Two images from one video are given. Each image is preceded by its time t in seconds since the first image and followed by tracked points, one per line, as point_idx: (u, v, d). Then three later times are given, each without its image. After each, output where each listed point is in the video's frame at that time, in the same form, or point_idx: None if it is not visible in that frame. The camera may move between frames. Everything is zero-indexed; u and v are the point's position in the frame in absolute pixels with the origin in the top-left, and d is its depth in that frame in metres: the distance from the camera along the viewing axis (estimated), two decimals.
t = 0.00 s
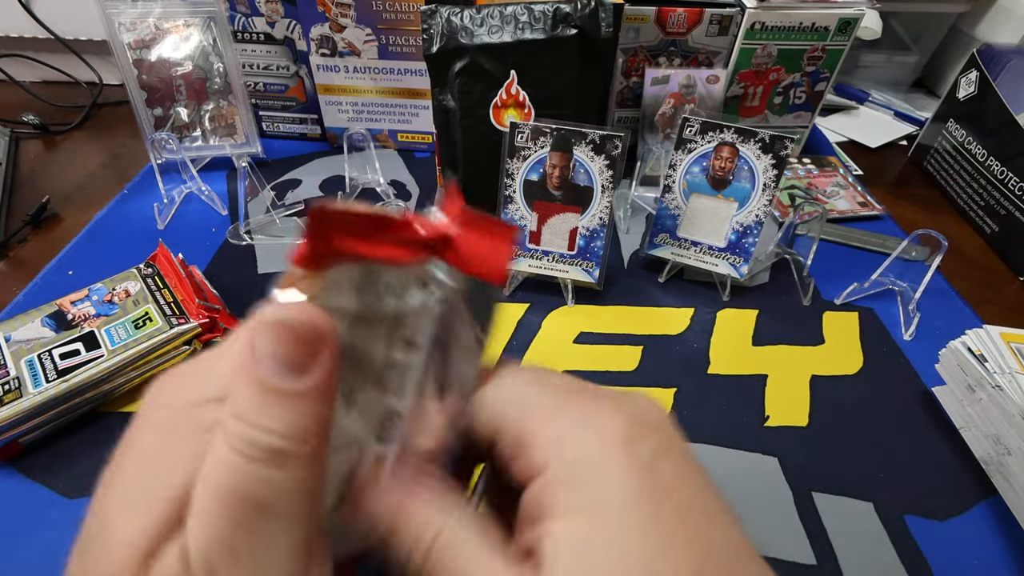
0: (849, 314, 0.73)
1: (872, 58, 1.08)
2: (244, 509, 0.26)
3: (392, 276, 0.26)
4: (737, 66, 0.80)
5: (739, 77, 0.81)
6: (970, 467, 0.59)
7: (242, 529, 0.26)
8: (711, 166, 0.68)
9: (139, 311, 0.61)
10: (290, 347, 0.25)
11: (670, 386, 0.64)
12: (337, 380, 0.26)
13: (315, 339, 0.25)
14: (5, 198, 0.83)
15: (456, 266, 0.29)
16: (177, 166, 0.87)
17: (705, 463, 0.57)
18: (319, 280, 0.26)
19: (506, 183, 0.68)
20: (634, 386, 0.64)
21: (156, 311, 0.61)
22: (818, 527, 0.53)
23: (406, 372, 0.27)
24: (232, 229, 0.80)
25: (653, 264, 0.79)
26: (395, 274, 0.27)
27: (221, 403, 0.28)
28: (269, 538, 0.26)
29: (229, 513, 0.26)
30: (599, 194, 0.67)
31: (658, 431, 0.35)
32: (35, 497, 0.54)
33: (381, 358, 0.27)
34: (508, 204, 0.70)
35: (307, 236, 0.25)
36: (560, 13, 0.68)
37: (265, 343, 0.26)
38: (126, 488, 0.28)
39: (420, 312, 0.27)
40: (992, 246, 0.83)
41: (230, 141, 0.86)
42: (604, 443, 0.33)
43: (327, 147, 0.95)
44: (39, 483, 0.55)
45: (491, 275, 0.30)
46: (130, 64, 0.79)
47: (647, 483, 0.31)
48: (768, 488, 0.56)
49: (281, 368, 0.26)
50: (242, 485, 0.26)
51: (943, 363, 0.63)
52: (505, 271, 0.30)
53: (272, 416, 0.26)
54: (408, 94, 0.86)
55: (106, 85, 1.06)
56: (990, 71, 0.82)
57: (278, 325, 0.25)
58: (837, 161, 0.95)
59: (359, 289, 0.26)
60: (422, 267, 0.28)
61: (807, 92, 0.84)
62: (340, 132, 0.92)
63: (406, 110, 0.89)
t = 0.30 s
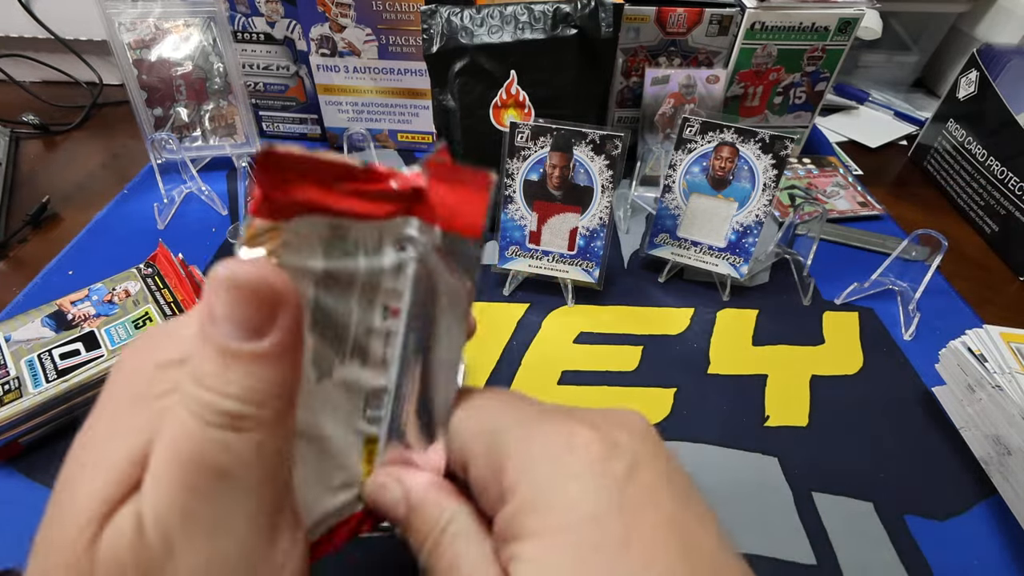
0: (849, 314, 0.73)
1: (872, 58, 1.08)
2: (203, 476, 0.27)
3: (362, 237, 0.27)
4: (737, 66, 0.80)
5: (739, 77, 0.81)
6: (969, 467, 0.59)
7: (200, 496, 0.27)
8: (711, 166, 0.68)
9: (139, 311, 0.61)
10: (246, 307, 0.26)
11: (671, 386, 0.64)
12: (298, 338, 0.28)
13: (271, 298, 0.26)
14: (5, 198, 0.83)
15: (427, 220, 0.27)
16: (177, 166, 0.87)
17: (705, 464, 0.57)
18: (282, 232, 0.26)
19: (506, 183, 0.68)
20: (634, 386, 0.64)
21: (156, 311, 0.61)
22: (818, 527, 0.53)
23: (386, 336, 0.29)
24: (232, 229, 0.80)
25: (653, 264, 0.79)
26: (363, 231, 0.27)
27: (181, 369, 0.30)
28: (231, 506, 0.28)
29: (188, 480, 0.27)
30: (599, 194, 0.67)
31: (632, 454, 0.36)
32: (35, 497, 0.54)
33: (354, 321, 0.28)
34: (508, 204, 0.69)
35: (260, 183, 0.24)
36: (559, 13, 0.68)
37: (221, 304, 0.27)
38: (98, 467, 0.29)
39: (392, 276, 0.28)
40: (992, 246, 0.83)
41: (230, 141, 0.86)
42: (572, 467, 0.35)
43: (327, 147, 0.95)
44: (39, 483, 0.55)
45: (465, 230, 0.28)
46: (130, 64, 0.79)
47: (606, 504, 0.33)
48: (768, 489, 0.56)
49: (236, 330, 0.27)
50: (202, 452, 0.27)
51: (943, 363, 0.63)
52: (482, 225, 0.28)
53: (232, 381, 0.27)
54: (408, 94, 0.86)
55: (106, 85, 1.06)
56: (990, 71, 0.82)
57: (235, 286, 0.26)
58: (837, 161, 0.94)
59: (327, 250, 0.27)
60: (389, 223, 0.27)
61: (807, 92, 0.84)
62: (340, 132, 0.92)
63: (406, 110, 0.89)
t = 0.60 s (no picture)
0: (849, 314, 0.73)
1: (872, 58, 1.08)
2: (226, 510, 0.26)
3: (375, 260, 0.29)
4: (737, 66, 0.80)
5: (739, 77, 0.81)
6: (969, 466, 0.59)
7: (227, 531, 0.26)
8: (711, 166, 0.68)
9: (139, 311, 0.61)
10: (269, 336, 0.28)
11: (671, 386, 0.64)
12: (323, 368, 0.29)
13: (292, 323, 0.29)
14: (5, 198, 0.83)
15: (443, 219, 0.31)
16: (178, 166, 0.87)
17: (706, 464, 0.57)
18: (312, 239, 0.29)
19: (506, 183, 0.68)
20: (634, 386, 0.64)
21: (156, 311, 0.61)
22: (818, 527, 0.53)
23: (397, 335, 0.30)
24: (232, 229, 0.80)
25: (653, 264, 0.79)
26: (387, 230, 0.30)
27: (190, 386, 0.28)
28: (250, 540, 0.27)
29: (207, 509, 0.26)
30: (599, 194, 0.67)
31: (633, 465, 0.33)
32: (36, 497, 0.54)
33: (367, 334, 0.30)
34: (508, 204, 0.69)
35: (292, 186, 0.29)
36: (560, 13, 0.68)
37: (246, 329, 0.29)
38: (92, 489, 0.27)
39: (405, 281, 0.30)
40: (992, 246, 0.83)
41: (230, 141, 0.86)
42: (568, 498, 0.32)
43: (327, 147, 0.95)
44: (40, 482, 0.55)
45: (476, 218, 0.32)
46: (130, 64, 0.79)
47: (613, 517, 0.31)
48: (768, 489, 0.56)
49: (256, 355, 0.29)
50: (226, 486, 0.26)
51: (943, 363, 0.63)
52: (492, 219, 0.32)
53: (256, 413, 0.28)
54: (408, 94, 0.86)
55: (106, 85, 1.06)
56: (990, 71, 0.82)
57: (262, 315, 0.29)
58: (837, 161, 0.94)
59: (354, 258, 0.29)
60: (410, 220, 0.31)
61: (807, 92, 0.84)
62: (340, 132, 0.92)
63: (406, 110, 0.89)
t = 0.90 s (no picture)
0: (849, 314, 0.73)
1: (872, 58, 1.08)
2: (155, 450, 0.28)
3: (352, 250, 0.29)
4: (737, 66, 0.80)
5: (739, 77, 0.81)
6: (969, 466, 0.59)
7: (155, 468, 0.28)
8: (711, 166, 0.68)
9: (139, 311, 0.61)
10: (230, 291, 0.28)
11: (670, 386, 0.64)
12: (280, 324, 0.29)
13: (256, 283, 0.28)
14: (5, 198, 0.83)
15: (419, 209, 0.29)
16: (178, 166, 0.87)
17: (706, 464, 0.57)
18: (283, 204, 0.29)
19: (506, 183, 0.68)
20: (634, 386, 0.64)
21: (155, 311, 0.61)
22: (818, 527, 0.53)
23: (387, 339, 0.29)
24: (232, 229, 0.80)
25: (653, 264, 0.79)
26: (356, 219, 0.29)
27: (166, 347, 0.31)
28: (183, 482, 0.28)
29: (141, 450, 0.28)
30: (599, 194, 0.67)
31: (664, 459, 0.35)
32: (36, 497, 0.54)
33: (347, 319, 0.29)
34: (508, 204, 0.69)
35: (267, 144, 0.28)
36: (559, 13, 0.68)
37: (212, 285, 0.28)
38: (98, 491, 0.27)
39: (389, 270, 0.29)
40: (992, 246, 0.83)
41: (230, 141, 0.86)
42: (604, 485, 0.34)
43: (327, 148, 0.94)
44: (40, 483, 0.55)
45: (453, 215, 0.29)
46: (130, 64, 0.79)
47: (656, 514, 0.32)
48: (768, 489, 0.56)
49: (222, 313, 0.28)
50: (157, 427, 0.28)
51: (943, 363, 0.63)
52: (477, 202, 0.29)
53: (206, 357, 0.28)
54: (408, 94, 0.86)
55: (106, 85, 1.06)
56: (990, 71, 0.82)
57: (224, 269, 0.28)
58: (837, 161, 0.94)
59: (323, 240, 0.29)
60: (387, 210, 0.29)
61: (807, 92, 0.84)
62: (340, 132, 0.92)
63: (406, 110, 0.89)
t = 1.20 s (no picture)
0: (849, 314, 0.73)
1: (871, 58, 1.08)
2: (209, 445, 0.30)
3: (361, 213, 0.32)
4: (737, 66, 0.80)
5: (739, 77, 0.81)
6: (969, 466, 0.59)
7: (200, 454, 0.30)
8: (712, 166, 0.68)
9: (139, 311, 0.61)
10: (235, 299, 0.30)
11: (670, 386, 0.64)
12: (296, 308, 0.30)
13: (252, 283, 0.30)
14: (5, 198, 0.83)
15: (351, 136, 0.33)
16: (178, 166, 0.87)
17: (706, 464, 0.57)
18: (243, 196, 0.31)
19: (506, 183, 0.68)
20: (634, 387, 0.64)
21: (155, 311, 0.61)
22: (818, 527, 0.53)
23: (386, 280, 0.31)
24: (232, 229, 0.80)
25: (653, 264, 0.79)
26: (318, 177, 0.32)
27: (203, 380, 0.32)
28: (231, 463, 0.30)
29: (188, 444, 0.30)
30: (599, 194, 0.67)
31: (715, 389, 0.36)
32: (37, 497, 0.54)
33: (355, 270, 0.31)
34: (508, 204, 0.69)
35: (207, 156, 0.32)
36: (559, 13, 0.68)
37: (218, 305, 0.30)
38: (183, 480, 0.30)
39: (352, 214, 0.32)
40: (992, 246, 0.83)
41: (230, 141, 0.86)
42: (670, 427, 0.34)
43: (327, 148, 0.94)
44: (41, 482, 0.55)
45: (392, 131, 0.34)
46: (130, 64, 0.79)
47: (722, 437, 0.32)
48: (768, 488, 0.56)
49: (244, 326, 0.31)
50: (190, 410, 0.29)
51: (943, 363, 0.63)
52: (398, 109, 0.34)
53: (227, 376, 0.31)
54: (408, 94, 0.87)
55: (106, 85, 1.06)
56: (990, 71, 0.82)
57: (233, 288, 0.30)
58: (837, 161, 0.94)
59: (288, 216, 0.31)
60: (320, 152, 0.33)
61: (807, 92, 0.84)
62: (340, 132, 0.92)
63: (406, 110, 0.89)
